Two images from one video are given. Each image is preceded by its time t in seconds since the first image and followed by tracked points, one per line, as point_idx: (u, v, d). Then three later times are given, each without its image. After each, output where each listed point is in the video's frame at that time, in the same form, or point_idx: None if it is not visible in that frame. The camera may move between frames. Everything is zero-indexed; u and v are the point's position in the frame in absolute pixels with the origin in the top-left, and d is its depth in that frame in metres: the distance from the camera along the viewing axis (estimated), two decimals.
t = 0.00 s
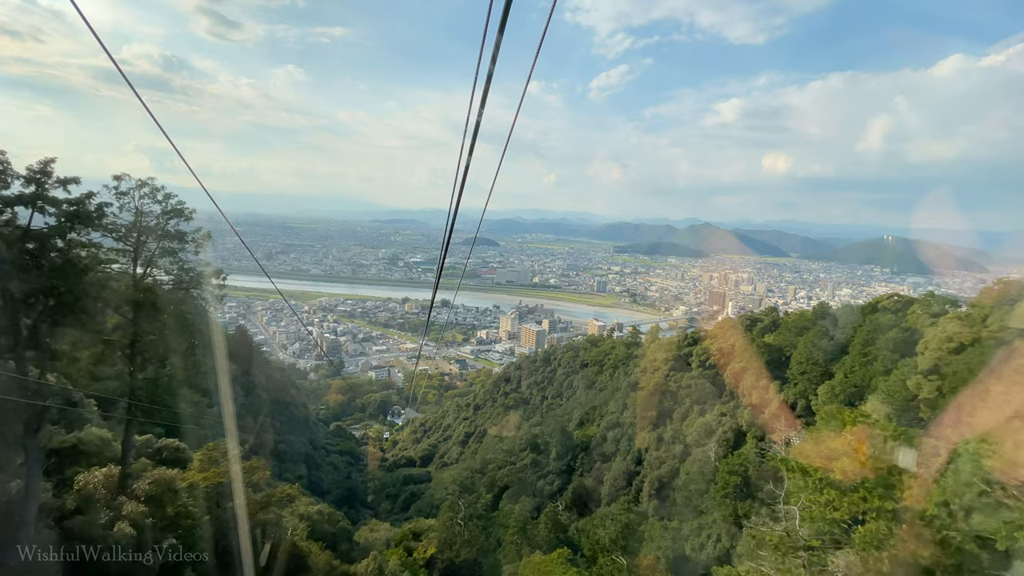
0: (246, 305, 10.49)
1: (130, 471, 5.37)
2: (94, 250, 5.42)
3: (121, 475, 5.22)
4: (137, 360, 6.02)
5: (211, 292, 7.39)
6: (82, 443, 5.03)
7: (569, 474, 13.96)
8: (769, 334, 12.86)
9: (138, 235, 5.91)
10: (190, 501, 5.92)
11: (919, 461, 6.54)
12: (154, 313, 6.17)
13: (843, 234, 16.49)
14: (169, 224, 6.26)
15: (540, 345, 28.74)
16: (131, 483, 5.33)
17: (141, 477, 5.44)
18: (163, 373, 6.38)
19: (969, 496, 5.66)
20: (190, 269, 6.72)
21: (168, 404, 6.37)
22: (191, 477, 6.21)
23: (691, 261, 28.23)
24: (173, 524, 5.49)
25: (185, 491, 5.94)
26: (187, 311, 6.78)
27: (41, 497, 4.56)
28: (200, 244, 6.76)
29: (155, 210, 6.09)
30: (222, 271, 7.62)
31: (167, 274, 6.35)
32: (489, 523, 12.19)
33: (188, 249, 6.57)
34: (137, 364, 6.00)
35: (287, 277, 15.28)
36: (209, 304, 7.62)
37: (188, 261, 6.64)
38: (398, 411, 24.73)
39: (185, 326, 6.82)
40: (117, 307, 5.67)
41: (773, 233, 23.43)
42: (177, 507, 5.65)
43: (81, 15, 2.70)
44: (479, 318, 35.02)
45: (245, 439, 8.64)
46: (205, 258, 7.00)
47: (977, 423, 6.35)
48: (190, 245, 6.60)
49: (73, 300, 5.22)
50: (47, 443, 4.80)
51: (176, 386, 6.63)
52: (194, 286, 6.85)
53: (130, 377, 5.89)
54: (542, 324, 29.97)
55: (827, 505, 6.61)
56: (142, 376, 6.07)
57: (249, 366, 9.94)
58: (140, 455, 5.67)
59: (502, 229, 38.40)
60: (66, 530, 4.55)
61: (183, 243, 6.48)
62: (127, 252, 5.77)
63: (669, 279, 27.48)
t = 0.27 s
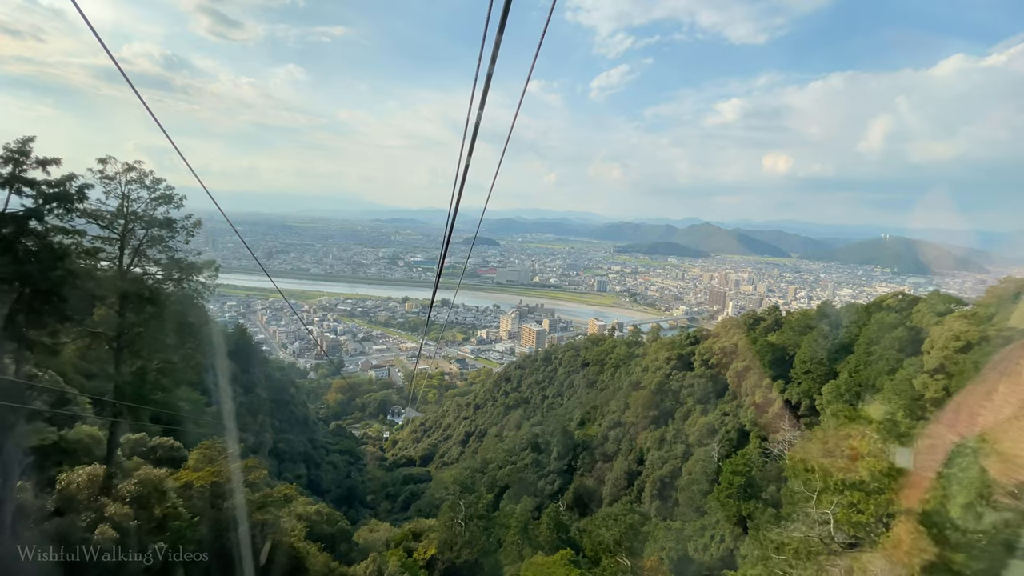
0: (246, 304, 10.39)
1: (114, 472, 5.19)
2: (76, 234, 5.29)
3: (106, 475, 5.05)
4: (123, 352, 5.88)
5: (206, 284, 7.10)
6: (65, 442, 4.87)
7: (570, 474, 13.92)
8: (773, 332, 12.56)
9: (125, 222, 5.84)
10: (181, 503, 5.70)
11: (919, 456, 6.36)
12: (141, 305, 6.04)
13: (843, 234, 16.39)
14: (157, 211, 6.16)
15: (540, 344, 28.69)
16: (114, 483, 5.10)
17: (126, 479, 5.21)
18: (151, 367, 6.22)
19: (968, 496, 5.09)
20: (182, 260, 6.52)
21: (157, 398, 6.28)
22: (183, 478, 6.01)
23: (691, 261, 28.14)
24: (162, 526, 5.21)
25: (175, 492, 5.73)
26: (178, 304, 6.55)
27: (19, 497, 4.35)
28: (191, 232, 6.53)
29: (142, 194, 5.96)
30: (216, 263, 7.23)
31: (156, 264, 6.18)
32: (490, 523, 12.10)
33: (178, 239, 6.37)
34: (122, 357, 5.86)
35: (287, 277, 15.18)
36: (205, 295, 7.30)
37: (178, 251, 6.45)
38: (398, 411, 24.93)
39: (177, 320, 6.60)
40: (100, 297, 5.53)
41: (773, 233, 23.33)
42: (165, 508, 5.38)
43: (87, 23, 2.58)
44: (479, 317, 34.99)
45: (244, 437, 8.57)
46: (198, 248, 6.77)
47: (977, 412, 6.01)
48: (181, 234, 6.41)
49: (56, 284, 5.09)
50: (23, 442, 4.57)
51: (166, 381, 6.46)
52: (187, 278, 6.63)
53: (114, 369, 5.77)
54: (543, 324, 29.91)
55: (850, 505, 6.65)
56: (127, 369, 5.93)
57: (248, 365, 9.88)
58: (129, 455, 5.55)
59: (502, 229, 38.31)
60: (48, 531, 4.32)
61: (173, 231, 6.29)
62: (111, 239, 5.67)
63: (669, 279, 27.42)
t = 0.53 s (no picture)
0: (246, 303, 10.31)
1: (98, 470, 5.00)
2: (53, 219, 5.18)
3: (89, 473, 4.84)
4: (110, 344, 5.76)
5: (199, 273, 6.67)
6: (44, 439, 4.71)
7: (570, 474, 13.86)
8: (777, 331, 12.37)
9: (110, 207, 5.60)
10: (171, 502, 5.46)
11: (918, 456, 6.38)
12: (131, 297, 5.80)
13: (842, 234, 16.32)
14: (145, 195, 5.85)
15: (540, 344, 28.63)
16: (97, 483, 4.85)
17: (110, 478, 4.96)
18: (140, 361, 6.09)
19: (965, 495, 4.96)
20: (172, 248, 6.20)
21: (150, 396, 6.28)
22: (176, 477, 5.84)
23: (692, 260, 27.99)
24: (149, 528, 4.92)
25: (167, 491, 5.50)
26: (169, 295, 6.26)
27: None
28: (181, 219, 6.23)
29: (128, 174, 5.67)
30: (205, 251, 6.65)
31: (145, 252, 5.91)
32: (491, 523, 12.04)
33: (168, 225, 6.07)
34: (108, 349, 5.74)
35: (287, 276, 15.11)
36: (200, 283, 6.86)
37: (168, 238, 6.12)
38: (399, 410, 24.87)
39: (168, 312, 6.32)
40: (84, 287, 5.39)
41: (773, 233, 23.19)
42: (153, 508, 5.08)
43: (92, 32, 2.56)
44: (480, 317, 34.95)
45: (243, 436, 8.50)
46: (188, 235, 6.45)
47: (976, 413, 5.98)
48: (168, 220, 6.08)
49: (30, 268, 4.95)
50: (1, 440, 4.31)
51: (155, 375, 6.30)
52: (179, 268, 6.30)
53: (98, 362, 5.68)
54: (543, 323, 29.83)
55: (881, 508, 6.52)
56: (113, 362, 5.82)
57: (248, 363, 9.82)
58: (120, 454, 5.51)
59: (503, 228, 38.20)
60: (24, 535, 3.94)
61: (161, 217, 5.98)
62: (97, 226, 5.52)
63: (670, 278, 27.31)
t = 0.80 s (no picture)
0: (246, 301, 10.24)
1: (82, 469, 4.75)
2: (32, 200, 5.09)
3: (72, 472, 4.63)
4: (93, 334, 5.49)
5: (191, 261, 6.43)
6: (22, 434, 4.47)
7: (572, 473, 13.80)
8: (780, 330, 12.27)
9: (95, 190, 5.49)
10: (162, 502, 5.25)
11: (917, 454, 6.40)
12: (112, 282, 5.60)
13: (843, 233, 16.19)
14: (131, 178, 5.70)
15: (541, 342, 28.57)
16: (77, 484, 4.59)
17: (92, 479, 4.71)
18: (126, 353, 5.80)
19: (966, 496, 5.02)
20: (160, 235, 5.97)
21: (143, 390, 6.13)
22: (169, 475, 5.68)
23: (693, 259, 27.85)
24: (134, 530, 4.64)
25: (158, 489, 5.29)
26: (154, 283, 6.02)
27: None
28: (170, 203, 6.02)
29: (112, 158, 5.50)
30: (198, 241, 6.42)
31: (131, 238, 5.72)
32: (492, 523, 11.98)
33: (155, 211, 5.91)
34: (91, 339, 5.47)
35: (288, 274, 15.03)
36: (190, 273, 6.60)
37: (155, 224, 5.92)
38: (400, 408, 24.97)
39: (154, 301, 6.08)
40: (63, 271, 5.23)
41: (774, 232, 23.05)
42: (140, 509, 4.81)
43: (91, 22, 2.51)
44: (481, 315, 34.89)
45: (243, 435, 8.44)
46: (179, 223, 6.20)
47: (976, 411, 6.01)
48: (155, 205, 5.89)
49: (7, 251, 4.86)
50: None
51: (144, 368, 6.09)
52: (168, 257, 6.08)
53: (81, 355, 5.38)
54: (544, 322, 29.76)
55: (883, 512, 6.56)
56: (98, 354, 5.50)
57: (248, 362, 9.76)
58: (112, 450, 5.35)
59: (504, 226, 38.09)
60: None
61: (147, 201, 5.83)
62: (79, 212, 5.39)
63: (671, 278, 27.19)
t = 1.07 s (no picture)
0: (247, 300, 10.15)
1: (63, 467, 4.58)
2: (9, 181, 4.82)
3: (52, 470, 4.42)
4: (76, 324, 5.20)
5: (180, 248, 6.16)
6: None
7: (574, 473, 13.74)
8: (784, 329, 12.16)
9: (78, 171, 5.13)
10: (153, 502, 5.15)
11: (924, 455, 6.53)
12: (95, 268, 5.27)
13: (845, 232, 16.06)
14: (116, 159, 5.37)
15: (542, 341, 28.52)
16: (59, 483, 4.43)
17: (74, 477, 4.54)
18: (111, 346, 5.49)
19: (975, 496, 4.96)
20: (147, 220, 5.66)
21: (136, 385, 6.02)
22: (163, 474, 5.59)
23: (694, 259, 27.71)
24: (119, 533, 4.49)
25: (150, 489, 5.19)
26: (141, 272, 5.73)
27: None
28: (158, 186, 5.78)
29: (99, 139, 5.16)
30: (189, 227, 6.16)
31: (118, 224, 5.40)
32: (494, 523, 11.91)
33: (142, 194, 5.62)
34: (74, 331, 5.17)
35: (289, 273, 14.95)
36: (177, 263, 6.31)
37: (142, 210, 5.62)
38: (400, 407, 25.22)
39: (142, 290, 5.82)
40: (42, 258, 4.91)
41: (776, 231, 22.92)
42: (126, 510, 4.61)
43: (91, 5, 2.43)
44: (482, 314, 34.83)
45: (243, 433, 8.37)
46: (167, 207, 5.91)
47: (977, 411, 6.02)
48: (141, 188, 5.62)
49: None
50: None
51: (134, 362, 5.84)
52: (157, 245, 5.77)
53: (63, 347, 5.07)
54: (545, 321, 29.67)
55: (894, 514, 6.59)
56: (81, 347, 5.21)
57: (248, 360, 9.69)
58: (105, 448, 5.20)
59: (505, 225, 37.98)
60: None
61: (133, 184, 5.54)
62: (62, 195, 5.04)
63: (672, 277, 27.07)
